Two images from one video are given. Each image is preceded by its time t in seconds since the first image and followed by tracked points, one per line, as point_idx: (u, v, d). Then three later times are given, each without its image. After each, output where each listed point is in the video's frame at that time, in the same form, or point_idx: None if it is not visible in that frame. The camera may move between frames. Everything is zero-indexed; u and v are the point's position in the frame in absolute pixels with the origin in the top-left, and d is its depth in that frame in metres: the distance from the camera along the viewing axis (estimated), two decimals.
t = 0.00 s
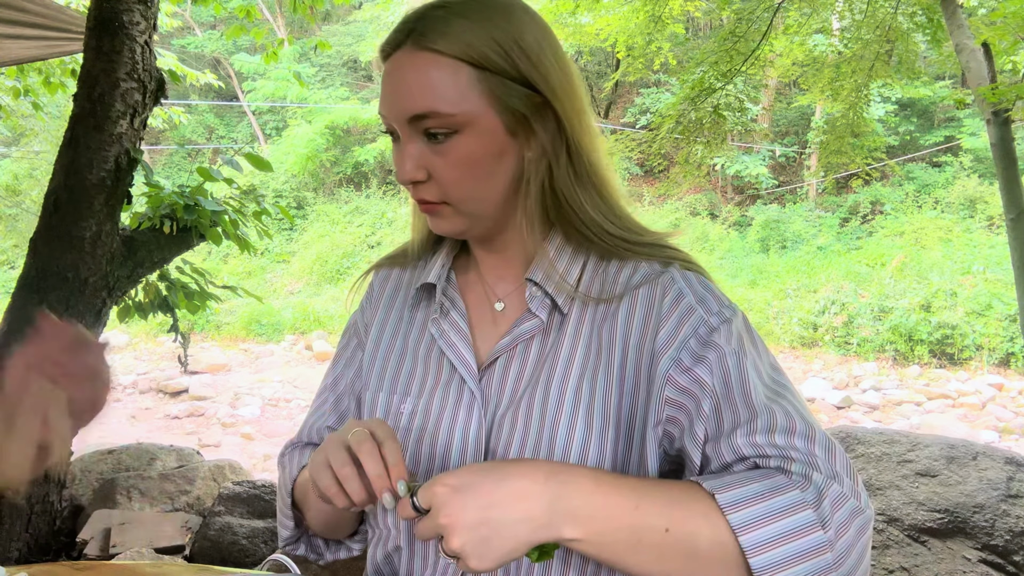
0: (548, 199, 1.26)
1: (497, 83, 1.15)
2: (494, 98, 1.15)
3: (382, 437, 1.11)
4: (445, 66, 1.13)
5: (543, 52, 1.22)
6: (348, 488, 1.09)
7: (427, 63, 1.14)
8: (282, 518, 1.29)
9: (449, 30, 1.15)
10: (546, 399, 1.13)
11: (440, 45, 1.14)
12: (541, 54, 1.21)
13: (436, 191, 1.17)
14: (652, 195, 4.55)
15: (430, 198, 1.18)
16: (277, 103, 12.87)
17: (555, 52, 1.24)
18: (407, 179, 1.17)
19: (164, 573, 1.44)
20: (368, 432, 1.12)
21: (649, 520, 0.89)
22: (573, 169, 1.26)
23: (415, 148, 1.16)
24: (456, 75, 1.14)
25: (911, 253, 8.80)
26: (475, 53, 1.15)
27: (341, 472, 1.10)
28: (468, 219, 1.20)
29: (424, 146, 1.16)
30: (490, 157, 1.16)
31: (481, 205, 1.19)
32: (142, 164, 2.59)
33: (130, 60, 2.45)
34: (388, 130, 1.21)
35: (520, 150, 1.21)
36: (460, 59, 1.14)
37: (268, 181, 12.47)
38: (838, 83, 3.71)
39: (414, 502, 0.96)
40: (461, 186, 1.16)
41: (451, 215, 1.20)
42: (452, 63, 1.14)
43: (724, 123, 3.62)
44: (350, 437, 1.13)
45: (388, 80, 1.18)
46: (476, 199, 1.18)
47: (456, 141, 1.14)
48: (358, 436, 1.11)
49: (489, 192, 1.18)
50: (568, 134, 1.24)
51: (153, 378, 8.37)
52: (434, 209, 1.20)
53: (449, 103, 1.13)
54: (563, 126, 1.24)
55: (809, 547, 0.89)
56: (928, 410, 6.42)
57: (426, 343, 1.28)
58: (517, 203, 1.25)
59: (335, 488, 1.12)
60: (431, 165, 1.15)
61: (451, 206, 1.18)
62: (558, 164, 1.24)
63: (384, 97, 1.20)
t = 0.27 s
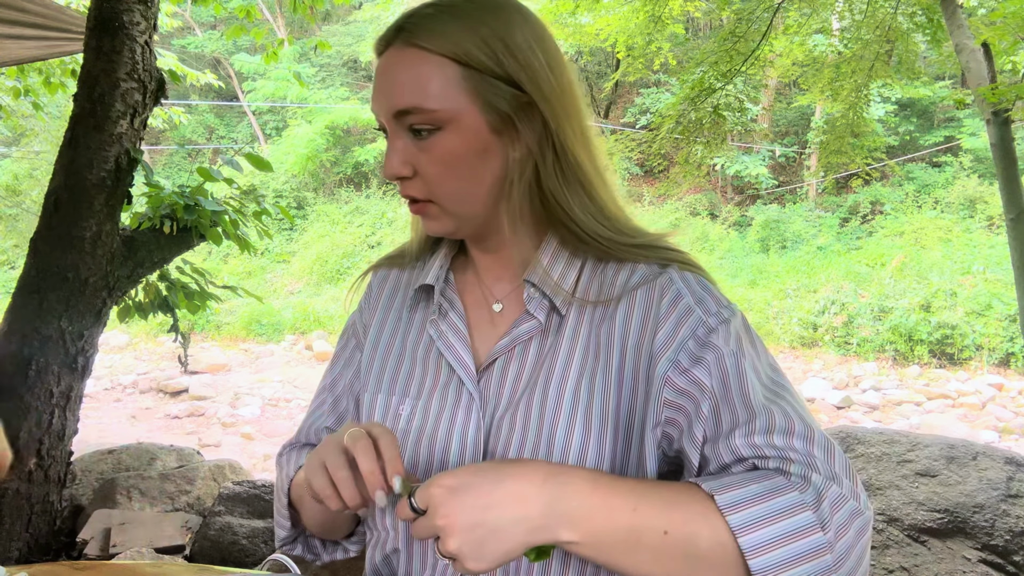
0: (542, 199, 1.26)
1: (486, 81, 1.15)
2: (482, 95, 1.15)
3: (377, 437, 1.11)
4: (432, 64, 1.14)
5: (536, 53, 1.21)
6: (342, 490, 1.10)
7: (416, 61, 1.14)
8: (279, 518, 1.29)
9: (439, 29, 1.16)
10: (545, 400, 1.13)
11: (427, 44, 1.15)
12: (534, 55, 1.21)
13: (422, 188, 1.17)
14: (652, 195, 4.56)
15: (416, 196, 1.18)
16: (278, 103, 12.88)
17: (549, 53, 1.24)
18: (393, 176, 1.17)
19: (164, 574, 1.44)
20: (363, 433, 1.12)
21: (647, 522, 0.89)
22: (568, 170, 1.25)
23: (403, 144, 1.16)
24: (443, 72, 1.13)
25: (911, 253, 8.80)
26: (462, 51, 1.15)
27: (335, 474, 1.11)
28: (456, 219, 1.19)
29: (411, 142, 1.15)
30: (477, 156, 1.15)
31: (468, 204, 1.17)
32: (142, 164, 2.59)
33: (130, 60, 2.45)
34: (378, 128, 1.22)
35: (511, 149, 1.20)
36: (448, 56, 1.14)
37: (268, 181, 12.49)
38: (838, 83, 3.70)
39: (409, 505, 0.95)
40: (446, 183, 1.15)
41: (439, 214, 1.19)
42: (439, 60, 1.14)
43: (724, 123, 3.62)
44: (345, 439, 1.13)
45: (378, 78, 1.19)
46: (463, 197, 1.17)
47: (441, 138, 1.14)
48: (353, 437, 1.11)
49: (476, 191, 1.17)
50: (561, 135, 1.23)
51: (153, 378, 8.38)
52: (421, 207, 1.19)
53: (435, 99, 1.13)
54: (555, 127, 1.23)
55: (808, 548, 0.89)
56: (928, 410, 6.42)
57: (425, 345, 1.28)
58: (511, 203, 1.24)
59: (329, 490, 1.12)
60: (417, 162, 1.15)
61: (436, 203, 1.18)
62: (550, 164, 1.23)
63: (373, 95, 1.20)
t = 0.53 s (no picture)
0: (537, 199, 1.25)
1: (480, 80, 1.15)
2: (477, 93, 1.15)
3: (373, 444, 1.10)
4: (428, 60, 1.14)
5: (533, 54, 1.21)
6: (337, 497, 1.10)
7: (411, 57, 1.15)
8: (276, 519, 1.30)
9: (436, 25, 1.16)
10: (542, 403, 1.12)
11: (424, 40, 1.15)
12: (531, 56, 1.21)
13: (415, 185, 1.17)
14: (652, 195, 4.56)
15: (410, 193, 1.19)
16: (278, 103, 12.89)
17: (547, 53, 1.24)
18: (387, 172, 1.17)
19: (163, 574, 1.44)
20: (360, 438, 1.12)
21: (641, 526, 0.88)
22: (563, 171, 1.25)
23: (397, 140, 1.16)
24: (437, 69, 1.14)
25: (911, 253, 8.80)
26: (458, 48, 1.15)
27: (330, 481, 1.11)
28: (449, 217, 1.20)
29: (405, 138, 1.16)
30: (470, 154, 1.16)
31: (461, 202, 1.18)
32: (142, 164, 2.59)
33: (130, 60, 2.45)
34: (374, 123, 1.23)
35: (506, 148, 1.20)
36: (443, 53, 1.14)
37: (268, 181, 12.50)
38: (838, 82, 3.70)
39: (403, 509, 0.95)
40: (439, 180, 1.16)
41: (432, 212, 1.20)
42: (435, 57, 1.14)
43: (724, 123, 3.62)
44: (342, 444, 1.13)
45: (375, 74, 1.19)
46: (456, 195, 1.17)
47: (435, 135, 1.14)
48: (349, 442, 1.11)
49: (469, 190, 1.17)
50: (555, 137, 1.23)
51: (153, 378, 8.38)
52: (415, 204, 1.20)
53: (429, 95, 1.13)
54: (550, 129, 1.22)
55: (803, 552, 0.88)
56: (928, 410, 6.42)
57: (422, 346, 1.28)
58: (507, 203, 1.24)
59: (323, 496, 1.12)
60: (411, 158, 1.16)
61: (430, 201, 1.18)
62: (544, 166, 1.23)
63: (370, 89, 1.21)
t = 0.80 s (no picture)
0: (533, 200, 1.25)
1: (482, 76, 1.15)
2: (478, 90, 1.15)
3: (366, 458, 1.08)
4: (430, 54, 1.14)
5: (534, 56, 1.22)
6: (327, 505, 1.10)
7: (414, 49, 1.15)
8: (269, 518, 1.29)
9: (440, 21, 1.17)
10: (540, 403, 1.12)
11: (427, 34, 1.16)
12: (532, 57, 1.21)
13: (408, 178, 1.17)
14: (652, 195, 4.56)
15: (402, 187, 1.18)
16: (278, 103, 12.90)
17: (547, 55, 1.24)
18: (380, 163, 1.17)
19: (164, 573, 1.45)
20: (356, 448, 1.10)
21: (638, 526, 0.86)
22: (559, 171, 1.25)
23: (394, 132, 1.16)
24: (440, 63, 1.14)
25: (911, 253, 8.80)
26: (461, 44, 1.15)
27: (321, 489, 1.10)
28: (439, 214, 1.19)
29: (401, 130, 1.16)
30: (465, 151, 1.16)
31: (453, 199, 1.17)
32: (142, 164, 2.59)
33: (130, 60, 2.45)
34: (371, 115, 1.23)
35: (502, 147, 1.20)
36: (447, 49, 1.15)
37: (268, 181, 12.51)
38: (838, 82, 3.70)
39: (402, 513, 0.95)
40: (432, 175, 1.15)
41: (421, 207, 1.19)
42: (438, 51, 1.15)
43: (724, 123, 3.62)
44: (338, 452, 1.11)
45: (375, 65, 1.20)
46: (448, 191, 1.17)
47: (433, 128, 1.14)
48: (344, 452, 1.09)
49: (462, 187, 1.17)
50: (551, 139, 1.23)
51: (153, 378, 8.39)
52: (405, 200, 1.19)
53: (430, 88, 1.14)
54: (547, 130, 1.23)
55: (800, 550, 0.86)
56: (928, 410, 6.42)
57: (420, 346, 1.29)
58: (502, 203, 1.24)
59: (315, 501, 1.12)
60: (405, 150, 1.15)
61: (422, 196, 1.18)
62: (541, 166, 1.23)
63: (369, 80, 1.21)
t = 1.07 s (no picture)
0: (530, 201, 1.24)
1: (482, 78, 1.15)
2: (478, 92, 1.15)
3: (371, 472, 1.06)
4: (432, 55, 1.14)
5: (533, 59, 1.22)
6: (330, 515, 1.09)
7: (414, 49, 1.15)
8: (265, 517, 1.25)
9: (442, 23, 1.17)
10: (538, 403, 1.12)
11: (430, 35, 1.15)
12: (531, 61, 1.21)
13: (404, 179, 1.15)
14: (652, 195, 4.56)
15: (397, 188, 1.16)
16: (277, 103, 12.89)
17: (546, 60, 1.25)
18: (377, 164, 1.16)
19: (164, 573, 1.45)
20: (360, 458, 1.08)
21: (632, 526, 0.85)
22: (557, 172, 1.24)
23: (391, 132, 1.15)
24: (441, 64, 1.14)
25: (911, 253, 8.80)
26: (463, 47, 1.15)
27: (324, 497, 1.09)
28: (435, 216, 1.18)
29: (400, 131, 1.15)
30: (465, 152, 1.15)
31: (449, 202, 1.16)
32: (143, 164, 2.59)
33: (130, 60, 2.45)
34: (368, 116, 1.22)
35: (501, 149, 1.20)
36: (447, 50, 1.15)
37: (268, 181, 12.52)
38: (838, 82, 3.69)
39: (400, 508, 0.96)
40: (430, 175, 1.14)
41: (417, 209, 1.17)
42: (438, 52, 1.14)
43: (724, 123, 3.62)
44: (342, 460, 1.10)
45: (374, 64, 1.19)
46: (446, 193, 1.15)
47: (433, 129, 1.14)
48: (349, 462, 1.07)
49: (460, 188, 1.16)
50: (549, 141, 1.22)
51: (153, 378, 8.39)
52: (399, 201, 1.17)
53: (431, 89, 1.13)
54: (545, 132, 1.22)
55: (796, 549, 0.85)
56: (928, 410, 6.41)
57: (419, 346, 1.28)
58: (498, 205, 1.23)
59: (316, 507, 1.11)
60: (403, 151, 1.14)
61: (418, 199, 1.16)
62: (541, 169, 1.22)
63: (366, 80, 1.20)
